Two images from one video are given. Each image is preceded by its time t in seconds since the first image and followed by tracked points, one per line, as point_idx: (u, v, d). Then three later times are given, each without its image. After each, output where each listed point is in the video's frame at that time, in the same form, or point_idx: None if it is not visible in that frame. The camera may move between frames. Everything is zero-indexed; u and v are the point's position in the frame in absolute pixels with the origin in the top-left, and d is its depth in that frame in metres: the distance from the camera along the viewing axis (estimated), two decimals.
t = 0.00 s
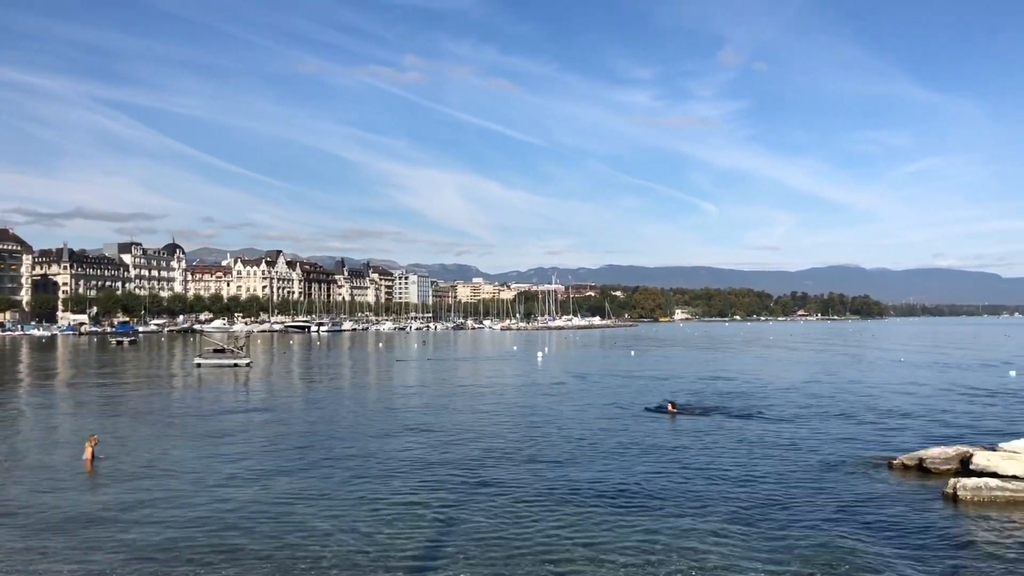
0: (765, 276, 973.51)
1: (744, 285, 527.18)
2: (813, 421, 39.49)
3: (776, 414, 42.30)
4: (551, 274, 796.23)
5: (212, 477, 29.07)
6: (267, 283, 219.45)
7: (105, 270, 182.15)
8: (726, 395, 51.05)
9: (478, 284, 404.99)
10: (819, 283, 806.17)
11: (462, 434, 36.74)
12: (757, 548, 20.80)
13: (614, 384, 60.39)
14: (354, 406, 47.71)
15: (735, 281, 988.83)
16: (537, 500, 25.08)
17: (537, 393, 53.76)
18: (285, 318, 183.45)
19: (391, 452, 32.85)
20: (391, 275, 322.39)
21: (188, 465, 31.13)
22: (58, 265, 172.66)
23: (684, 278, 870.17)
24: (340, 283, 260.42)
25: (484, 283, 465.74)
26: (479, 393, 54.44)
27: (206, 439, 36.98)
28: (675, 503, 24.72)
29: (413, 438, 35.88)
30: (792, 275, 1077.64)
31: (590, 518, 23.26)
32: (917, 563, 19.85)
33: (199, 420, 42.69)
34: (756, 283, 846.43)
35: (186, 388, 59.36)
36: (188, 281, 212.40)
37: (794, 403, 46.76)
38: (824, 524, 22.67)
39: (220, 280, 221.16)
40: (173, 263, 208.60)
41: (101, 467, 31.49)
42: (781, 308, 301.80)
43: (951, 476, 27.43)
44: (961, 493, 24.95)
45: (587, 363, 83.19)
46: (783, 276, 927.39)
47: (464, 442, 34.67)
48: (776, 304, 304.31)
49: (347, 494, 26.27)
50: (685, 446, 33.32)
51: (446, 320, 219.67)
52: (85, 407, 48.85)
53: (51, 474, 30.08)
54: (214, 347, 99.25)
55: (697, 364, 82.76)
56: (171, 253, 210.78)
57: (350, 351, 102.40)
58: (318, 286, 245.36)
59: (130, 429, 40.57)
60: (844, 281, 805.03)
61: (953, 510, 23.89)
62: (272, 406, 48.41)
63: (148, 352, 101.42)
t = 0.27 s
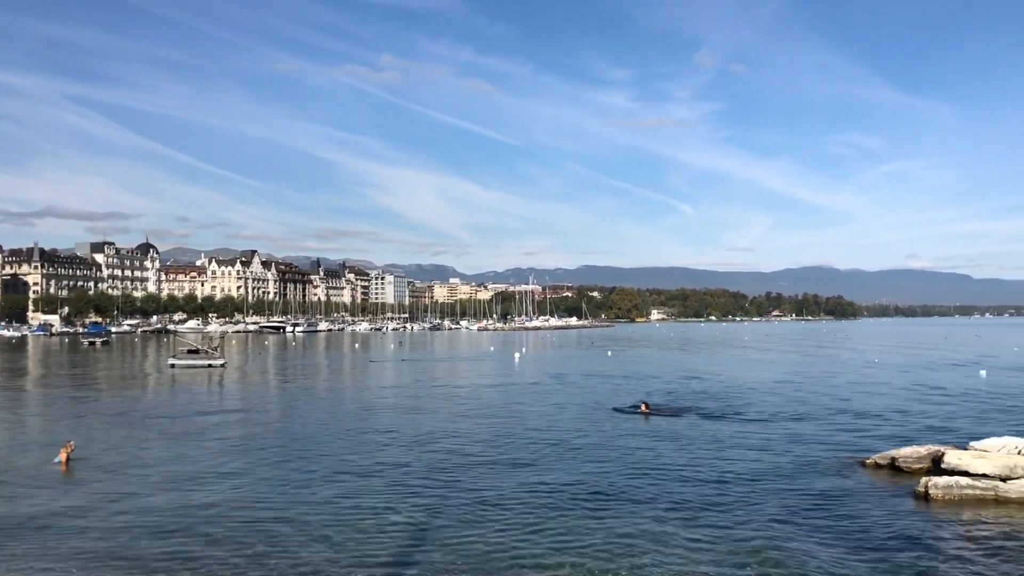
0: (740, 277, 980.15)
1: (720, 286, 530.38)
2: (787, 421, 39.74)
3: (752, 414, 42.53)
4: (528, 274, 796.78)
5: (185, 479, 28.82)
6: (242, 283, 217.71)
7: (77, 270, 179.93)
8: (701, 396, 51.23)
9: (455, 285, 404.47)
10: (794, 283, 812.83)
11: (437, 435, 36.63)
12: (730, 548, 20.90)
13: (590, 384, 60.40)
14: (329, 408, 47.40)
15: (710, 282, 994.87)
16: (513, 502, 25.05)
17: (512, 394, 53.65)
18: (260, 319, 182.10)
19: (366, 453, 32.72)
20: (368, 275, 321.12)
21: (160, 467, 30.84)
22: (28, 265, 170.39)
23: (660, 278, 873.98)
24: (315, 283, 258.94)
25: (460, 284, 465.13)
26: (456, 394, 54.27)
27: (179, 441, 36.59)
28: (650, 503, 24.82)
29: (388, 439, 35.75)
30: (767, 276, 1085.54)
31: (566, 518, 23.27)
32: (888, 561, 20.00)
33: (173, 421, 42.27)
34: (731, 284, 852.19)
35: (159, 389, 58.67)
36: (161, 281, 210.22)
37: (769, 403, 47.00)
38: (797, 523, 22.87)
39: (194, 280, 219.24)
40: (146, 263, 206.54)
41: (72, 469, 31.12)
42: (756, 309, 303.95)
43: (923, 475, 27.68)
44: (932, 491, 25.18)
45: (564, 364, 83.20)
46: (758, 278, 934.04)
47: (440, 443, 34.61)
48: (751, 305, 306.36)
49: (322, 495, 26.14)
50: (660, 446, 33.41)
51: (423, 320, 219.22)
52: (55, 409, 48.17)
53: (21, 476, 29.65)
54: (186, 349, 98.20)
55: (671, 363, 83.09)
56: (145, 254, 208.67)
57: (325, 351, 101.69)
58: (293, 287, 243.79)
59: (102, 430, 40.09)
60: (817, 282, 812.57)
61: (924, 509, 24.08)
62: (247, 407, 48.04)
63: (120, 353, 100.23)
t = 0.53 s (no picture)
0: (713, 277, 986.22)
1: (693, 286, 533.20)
2: (760, 420, 40.10)
3: (725, 413, 42.85)
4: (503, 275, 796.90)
5: (158, 481, 28.63)
6: (214, 283, 215.87)
7: (46, 270, 177.56)
8: (675, 396, 51.54)
9: (430, 284, 403.56)
10: (767, 284, 819.67)
11: (412, 436, 36.60)
12: (702, 547, 21.06)
13: (565, 384, 60.55)
14: (303, 409, 47.14)
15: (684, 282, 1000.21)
16: (487, 503, 25.09)
17: (488, 394, 53.67)
18: (233, 319, 180.63)
19: (341, 454, 32.64)
20: (342, 275, 319.52)
21: (134, 469, 30.60)
22: None
23: (635, 279, 877.70)
24: (289, 283, 257.37)
25: (435, 284, 464.38)
26: (431, 395, 54.20)
27: (152, 442, 36.30)
28: (624, 503, 25.00)
29: (363, 440, 35.68)
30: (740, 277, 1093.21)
31: (540, 519, 23.34)
32: (858, 559, 20.24)
33: (145, 423, 41.86)
34: (705, 285, 857.99)
35: (130, 390, 58.02)
36: (132, 282, 207.95)
37: (742, 403, 47.38)
38: (770, 521, 23.12)
39: (165, 280, 217.11)
40: (117, 263, 204.29)
41: (43, 471, 30.80)
42: (730, 309, 306.16)
43: (893, 473, 28.04)
44: (902, 489, 25.52)
45: (538, 364, 83.36)
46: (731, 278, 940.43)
47: (415, 444, 34.61)
48: (724, 305, 308.44)
49: (296, 497, 26.08)
50: (635, 446, 33.62)
51: (398, 321, 218.71)
52: (23, 411, 47.52)
53: None
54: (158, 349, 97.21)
55: (645, 364, 83.43)
56: (115, 254, 206.37)
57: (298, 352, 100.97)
58: (266, 287, 242.08)
59: (73, 432, 39.64)
60: (790, 283, 819.50)
61: (894, 508, 24.40)
62: (220, 408, 47.67)
63: (90, 353, 98.99)
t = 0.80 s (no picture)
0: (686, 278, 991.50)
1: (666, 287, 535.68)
2: (731, 421, 40.40)
3: (697, 414, 43.12)
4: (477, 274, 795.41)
5: (127, 484, 28.34)
6: (185, 284, 213.81)
7: (13, 271, 175.02)
8: (647, 396, 51.79)
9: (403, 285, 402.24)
10: (740, 284, 825.94)
11: (385, 438, 36.47)
12: (673, 546, 21.18)
13: (539, 385, 60.62)
14: (275, 410, 46.82)
15: (657, 283, 1004.79)
16: (461, 504, 25.04)
17: (462, 396, 53.60)
18: (204, 321, 179.01)
19: (313, 456, 32.46)
20: (315, 276, 317.73)
21: (103, 471, 30.25)
22: None
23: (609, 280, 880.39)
24: (261, 284, 255.52)
25: (408, 285, 462.60)
26: (405, 396, 54.05)
27: (121, 445, 35.89)
28: (597, 503, 25.12)
29: (335, 442, 35.51)
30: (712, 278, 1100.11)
31: (513, 520, 23.32)
32: (827, 556, 20.44)
33: (114, 425, 41.39)
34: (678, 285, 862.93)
35: (99, 392, 57.32)
36: (101, 283, 205.51)
37: (714, 403, 47.71)
38: (740, 520, 23.34)
39: (135, 281, 214.67)
40: (86, 264, 201.84)
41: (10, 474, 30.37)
42: (703, 310, 307.83)
43: (863, 471, 28.34)
44: (871, 488, 25.79)
45: (512, 364, 83.38)
46: (703, 279, 945.93)
47: (387, 446, 34.53)
48: (697, 305, 310.18)
49: (268, 498, 25.94)
50: (608, 446, 33.74)
51: (371, 322, 217.76)
52: None
53: None
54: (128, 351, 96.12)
55: (618, 364, 83.71)
56: (84, 254, 203.87)
57: (270, 354, 100.25)
58: (238, 288, 240.19)
59: (40, 435, 39.12)
60: (762, 284, 826.01)
61: (863, 506, 24.66)
62: (190, 410, 47.17)
63: (58, 355, 97.67)
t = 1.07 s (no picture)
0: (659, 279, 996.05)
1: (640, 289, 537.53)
2: (704, 421, 40.62)
3: (670, 414, 43.32)
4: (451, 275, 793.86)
5: (96, 487, 28.00)
6: (156, 286, 211.46)
7: None
8: (621, 397, 51.95)
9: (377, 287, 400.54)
10: (713, 285, 831.25)
11: (358, 440, 36.28)
12: (647, 546, 21.24)
13: (513, 386, 60.60)
14: (247, 413, 46.38)
15: (631, 285, 1008.49)
16: (436, 506, 24.97)
17: (436, 397, 53.45)
18: (175, 322, 177.15)
19: (286, 459, 32.23)
20: (288, 278, 315.69)
21: (71, 475, 29.83)
22: None
23: (583, 281, 882.42)
24: (233, 286, 253.37)
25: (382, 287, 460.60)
26: (378, 398, 53.80)
27: (90, 448, 35.41)
28: (570, 503, 25.19)
29: (308, 445, 35.28)
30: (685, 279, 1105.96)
31: (487, 522, 23.30)
32: (799, 554, 20.59)
33: (83, 429, 40.84)
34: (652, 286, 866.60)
35: (66, 395, 56.49)
36: (70, 284, 202.70)
37: (687, 403, 47.95)
38: (713, 519, 23.50)
39: (105, 283, 212.06)
40: (54, 265, 199.04)
41: None
42: (676, 311, 309.24)
43: (834, 470, 28.60)
44: (842, 487, 26.06)
45: (486, 365, 83.27)
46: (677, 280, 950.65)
47: (360, 448, 34.36)
48: (670, 306, 311.55)
49: (240, 502, 25.75)
50: (581, 447, 33.81)
51: (345, 323, 216.58)
52: None
53: None
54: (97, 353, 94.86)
55: (592, 365, 83.82)
56: (52, 256, 201.08)
57: (242, 356, 99.37)
58: (209, 290, 238.00)
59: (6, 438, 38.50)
60: (734, 285, 831.52)
61: (835, 504, 24.88)
62: (161, 413, 46.69)
63: (25, 358, 96.22)
